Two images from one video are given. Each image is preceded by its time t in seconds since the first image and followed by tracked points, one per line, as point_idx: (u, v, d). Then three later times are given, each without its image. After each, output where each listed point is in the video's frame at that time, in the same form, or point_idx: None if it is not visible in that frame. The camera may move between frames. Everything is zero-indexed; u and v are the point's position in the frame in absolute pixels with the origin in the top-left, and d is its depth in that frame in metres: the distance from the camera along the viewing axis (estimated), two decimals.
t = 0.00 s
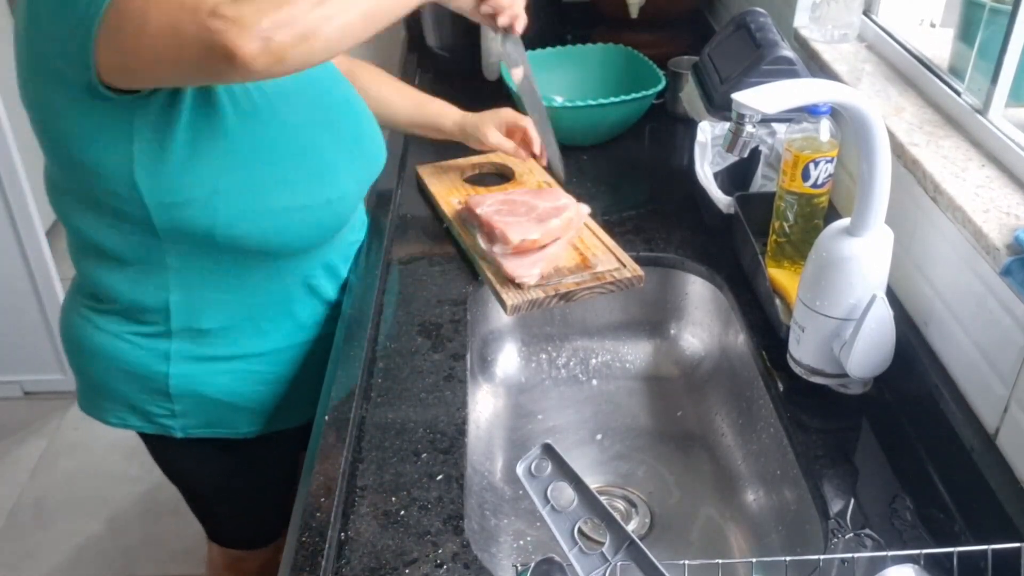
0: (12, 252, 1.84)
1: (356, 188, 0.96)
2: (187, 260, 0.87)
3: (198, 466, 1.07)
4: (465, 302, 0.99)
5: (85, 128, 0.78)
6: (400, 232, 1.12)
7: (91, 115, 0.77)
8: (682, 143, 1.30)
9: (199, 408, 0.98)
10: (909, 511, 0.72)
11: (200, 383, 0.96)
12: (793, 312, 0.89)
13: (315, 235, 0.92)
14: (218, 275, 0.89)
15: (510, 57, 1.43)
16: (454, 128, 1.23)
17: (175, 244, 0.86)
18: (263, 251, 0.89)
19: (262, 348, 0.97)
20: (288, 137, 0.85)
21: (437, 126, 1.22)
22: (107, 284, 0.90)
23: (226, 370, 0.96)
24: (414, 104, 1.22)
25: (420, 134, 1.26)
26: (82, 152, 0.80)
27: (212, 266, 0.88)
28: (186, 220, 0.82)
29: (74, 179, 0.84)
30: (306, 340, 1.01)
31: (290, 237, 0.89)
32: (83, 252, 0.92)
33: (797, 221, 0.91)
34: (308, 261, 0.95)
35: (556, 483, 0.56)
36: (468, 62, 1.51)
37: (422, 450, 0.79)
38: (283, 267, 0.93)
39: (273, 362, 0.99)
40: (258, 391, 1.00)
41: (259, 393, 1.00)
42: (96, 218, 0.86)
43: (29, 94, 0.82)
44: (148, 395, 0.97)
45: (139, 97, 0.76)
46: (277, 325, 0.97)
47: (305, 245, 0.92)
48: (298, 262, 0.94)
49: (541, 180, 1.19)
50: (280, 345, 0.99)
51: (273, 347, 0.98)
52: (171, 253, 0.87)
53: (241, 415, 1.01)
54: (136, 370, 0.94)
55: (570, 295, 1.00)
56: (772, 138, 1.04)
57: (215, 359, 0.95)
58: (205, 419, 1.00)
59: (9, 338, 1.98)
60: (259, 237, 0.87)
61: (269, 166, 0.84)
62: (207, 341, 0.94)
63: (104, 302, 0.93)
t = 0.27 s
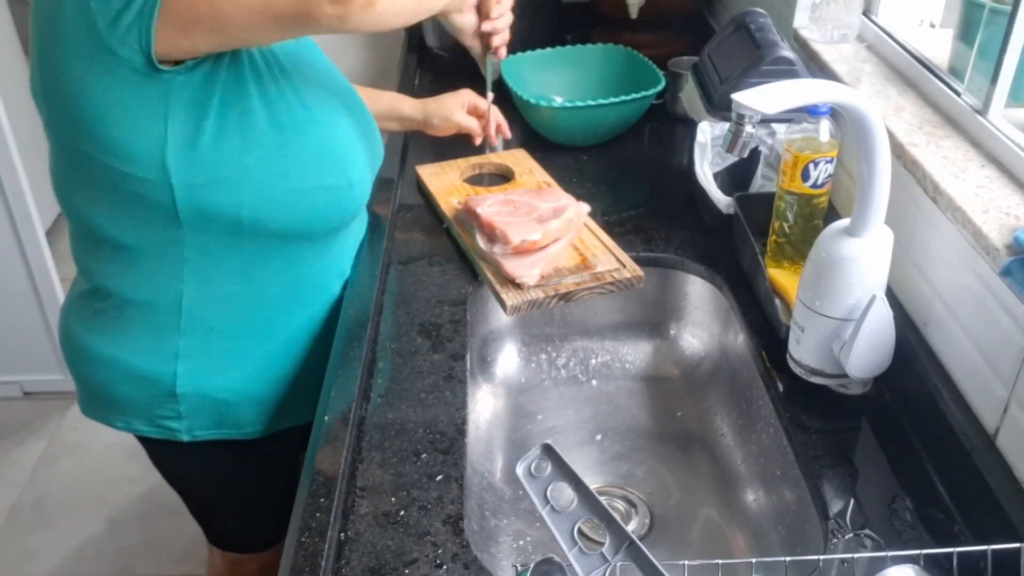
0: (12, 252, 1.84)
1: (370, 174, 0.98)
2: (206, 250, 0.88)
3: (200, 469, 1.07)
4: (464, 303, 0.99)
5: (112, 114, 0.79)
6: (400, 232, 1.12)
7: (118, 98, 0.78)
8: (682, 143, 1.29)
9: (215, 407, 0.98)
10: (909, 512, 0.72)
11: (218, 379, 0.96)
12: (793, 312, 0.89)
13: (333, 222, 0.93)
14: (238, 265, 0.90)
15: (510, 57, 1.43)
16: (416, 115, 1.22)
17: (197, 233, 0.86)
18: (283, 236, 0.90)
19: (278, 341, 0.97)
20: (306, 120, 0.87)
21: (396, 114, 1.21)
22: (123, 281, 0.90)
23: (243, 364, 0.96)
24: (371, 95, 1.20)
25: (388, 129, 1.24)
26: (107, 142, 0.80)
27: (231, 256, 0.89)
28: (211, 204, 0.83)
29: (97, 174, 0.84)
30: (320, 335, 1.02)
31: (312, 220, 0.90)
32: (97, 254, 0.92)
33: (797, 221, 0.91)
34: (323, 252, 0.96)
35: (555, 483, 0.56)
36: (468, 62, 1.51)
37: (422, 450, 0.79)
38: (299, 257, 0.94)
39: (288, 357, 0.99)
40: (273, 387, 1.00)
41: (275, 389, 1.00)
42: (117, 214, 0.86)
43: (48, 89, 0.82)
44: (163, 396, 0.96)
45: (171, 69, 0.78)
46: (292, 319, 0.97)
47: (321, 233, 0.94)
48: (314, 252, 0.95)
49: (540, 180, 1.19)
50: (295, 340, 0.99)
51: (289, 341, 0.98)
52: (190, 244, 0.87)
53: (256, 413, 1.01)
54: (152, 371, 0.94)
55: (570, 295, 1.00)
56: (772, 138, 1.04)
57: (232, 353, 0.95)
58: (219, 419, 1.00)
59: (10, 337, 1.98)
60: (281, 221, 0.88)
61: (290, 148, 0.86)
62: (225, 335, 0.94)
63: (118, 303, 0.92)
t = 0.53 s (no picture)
0: (12, 253, 1.84)
1: (365, 169, 0.97)
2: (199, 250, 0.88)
3: (200, 468, 1.07)
4: (464, 303, 0.99)
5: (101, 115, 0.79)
6: (400, 233, 1.12)
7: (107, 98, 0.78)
8: (681, 144, 1.29)
9: (210, 404, 0.98)
10: (909, 512, 0.72)
11: (212, 377, 0.96)
12: (793, 313, 0.89)
13: (325, 220, 0.93)
14: (230, 264, 0.90)
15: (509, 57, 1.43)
16: (414, 117, 1.22)
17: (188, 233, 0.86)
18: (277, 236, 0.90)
19: (272, 339, 0.98)
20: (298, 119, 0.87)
21: (395, 116, 1.21)
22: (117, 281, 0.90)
23: (238, 361, 0.97)
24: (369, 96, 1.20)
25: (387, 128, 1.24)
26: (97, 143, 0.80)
27: (223, 254, 0.89)
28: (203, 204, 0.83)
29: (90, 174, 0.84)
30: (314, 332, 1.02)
31: (307, 216, 0.90)
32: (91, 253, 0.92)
33: (797, 221, 0.91)
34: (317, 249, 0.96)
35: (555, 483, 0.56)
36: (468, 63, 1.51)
37: (422, 451, 0.79)
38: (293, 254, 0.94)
39: (282, 354, 0.99)
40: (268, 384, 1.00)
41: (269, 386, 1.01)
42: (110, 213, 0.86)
43: (40, 86, 0.82)
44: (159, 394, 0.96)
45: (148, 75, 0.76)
46: (286, 316, 0.98)
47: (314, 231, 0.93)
48: (308, 249, 0.95)
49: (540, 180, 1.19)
50: (289, 337, 0.99)
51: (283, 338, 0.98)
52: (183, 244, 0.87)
53: (251, 409, 1.01)
54: (147, 369, 0.94)
55: (570, 295, 1.00)
56: (771, 139, 1.03)
57: (227, 351, 0.95)
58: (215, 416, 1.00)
59: (9, 338, 1.98)
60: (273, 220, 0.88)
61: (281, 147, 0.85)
62: (219, 333, 0.94)
63: (114, 302, 0.92)
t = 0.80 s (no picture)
0: (12, 253, 1.84)
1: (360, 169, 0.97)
2: (193, 252, 0.88)
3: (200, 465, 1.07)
4: (464, 303, 0.99)
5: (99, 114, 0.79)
6: (400, 233, 1.12)
7: (105, 97, 0.79)
8: (681, 144, 1.29)
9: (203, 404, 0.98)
10: (908, 512, 0.72)
11: (204, 376, 0.96)
12: (793, 313, 0.89)
13: (316, 223, 0.93)
14: (221, 260, 0.90)
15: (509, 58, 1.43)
16: (424, 120, 1.23)
17: (183, 230, 0.86)
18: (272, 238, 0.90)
19: (267, 343, 0.97)
20: (295, 122, 0.87)
21: (405, 118, 1.23)
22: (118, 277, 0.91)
23: (230, 358, 0.96)
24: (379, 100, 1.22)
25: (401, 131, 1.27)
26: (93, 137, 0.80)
27: (215, 253, 0.89)
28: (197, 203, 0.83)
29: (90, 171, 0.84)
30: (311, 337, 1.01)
31: (297, 215, 0.90)
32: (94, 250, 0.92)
33: (797, 222, 0.91)
34: (312, 254, 0.96)
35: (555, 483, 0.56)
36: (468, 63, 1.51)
37: (422, 451, 0.79)
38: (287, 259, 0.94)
39: (280, 353, 0.99)
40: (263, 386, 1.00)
41: (264, 388, 1.00)
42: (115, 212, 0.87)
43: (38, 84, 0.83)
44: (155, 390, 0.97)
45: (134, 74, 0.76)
46: (282, 318, 0.97)
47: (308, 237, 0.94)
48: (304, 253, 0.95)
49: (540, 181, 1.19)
50: (284, 342, 0.99)
51: (280, 341, 0.98)
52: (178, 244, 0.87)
53: (244, 412, 1.01)
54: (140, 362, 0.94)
55: (570, 295, 1.00)
56: (771, 139, 1.03)
57: (222, 353, 0.95)
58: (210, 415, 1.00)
59: (9, 338, 1.98)
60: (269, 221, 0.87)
61: (275, 149, 0.85)
62: (215, 332, 0.94)
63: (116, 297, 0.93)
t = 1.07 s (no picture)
0: (13, 253, 1.84)
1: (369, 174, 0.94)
2: (185, 241, 0.88)
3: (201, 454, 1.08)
4: (464, 303, 0.99)
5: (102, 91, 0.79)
6: (400, 233, 1.12)
7: (108, 80, 0.78)
8: (681, 144, 1.29)
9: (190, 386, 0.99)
10: (908, 513, 0.72)
11: (192, 361, 0.96)
12: (792, 313, 0.89)
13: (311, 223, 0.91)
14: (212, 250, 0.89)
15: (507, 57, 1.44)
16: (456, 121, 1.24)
17: (177, 217, 0.86)
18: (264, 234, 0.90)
19: (258, 333, 0.98)
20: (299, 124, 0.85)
21: (438, 120, 1.23)
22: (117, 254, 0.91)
23: (217, 348, 0.96)
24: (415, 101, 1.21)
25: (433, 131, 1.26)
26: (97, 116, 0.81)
27: (205, 242, 0.88)
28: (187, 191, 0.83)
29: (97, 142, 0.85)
30: (305, 333, 1.01)
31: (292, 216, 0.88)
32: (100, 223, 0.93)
33: (796, 222, 0.91)
34: (308, 253, 0.95)
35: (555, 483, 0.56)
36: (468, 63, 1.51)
37: (422, 450, 0.79)
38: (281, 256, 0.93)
39: (268, 347, 0.99)
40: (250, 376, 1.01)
41: (250, 379, 1.01)
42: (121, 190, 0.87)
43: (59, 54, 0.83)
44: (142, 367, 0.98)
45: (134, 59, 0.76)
46: (276, 313, 0.97)
47: (303, 235, 0.93)
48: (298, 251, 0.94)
49: (540, 181, 1.19)
50: (276, 334, 0.99)
51: (272, 331, 0.98)
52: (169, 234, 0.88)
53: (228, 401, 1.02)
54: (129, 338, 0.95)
55: (570, 295, 1.00)
56: (771, 139, 1.03)
57: (213, 339, 0.96)
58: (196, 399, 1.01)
59: (9, 338, 1.98)
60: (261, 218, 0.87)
61: (278, 150, 0.84)
62: (209, 319, 0.94)
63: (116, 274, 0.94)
